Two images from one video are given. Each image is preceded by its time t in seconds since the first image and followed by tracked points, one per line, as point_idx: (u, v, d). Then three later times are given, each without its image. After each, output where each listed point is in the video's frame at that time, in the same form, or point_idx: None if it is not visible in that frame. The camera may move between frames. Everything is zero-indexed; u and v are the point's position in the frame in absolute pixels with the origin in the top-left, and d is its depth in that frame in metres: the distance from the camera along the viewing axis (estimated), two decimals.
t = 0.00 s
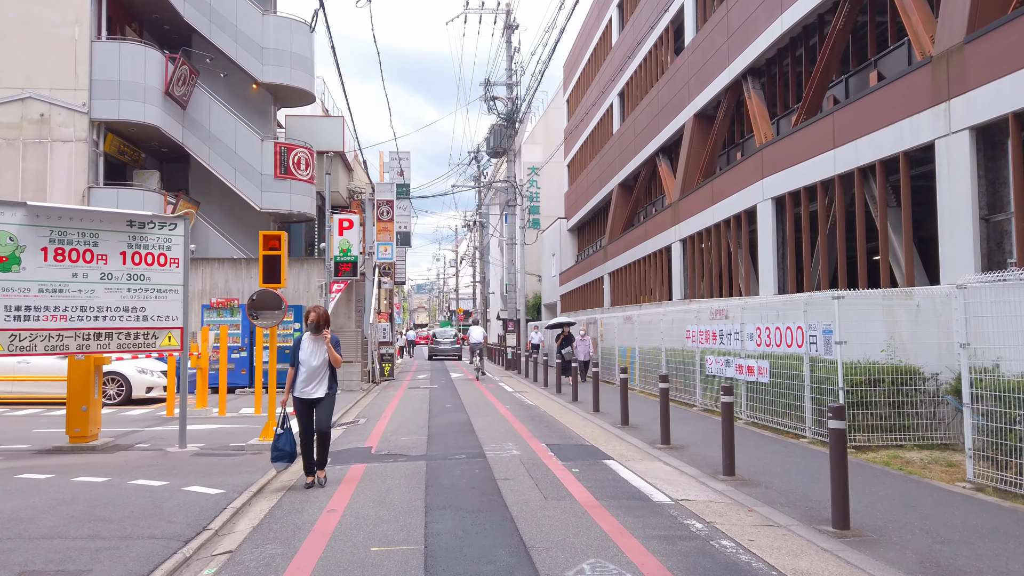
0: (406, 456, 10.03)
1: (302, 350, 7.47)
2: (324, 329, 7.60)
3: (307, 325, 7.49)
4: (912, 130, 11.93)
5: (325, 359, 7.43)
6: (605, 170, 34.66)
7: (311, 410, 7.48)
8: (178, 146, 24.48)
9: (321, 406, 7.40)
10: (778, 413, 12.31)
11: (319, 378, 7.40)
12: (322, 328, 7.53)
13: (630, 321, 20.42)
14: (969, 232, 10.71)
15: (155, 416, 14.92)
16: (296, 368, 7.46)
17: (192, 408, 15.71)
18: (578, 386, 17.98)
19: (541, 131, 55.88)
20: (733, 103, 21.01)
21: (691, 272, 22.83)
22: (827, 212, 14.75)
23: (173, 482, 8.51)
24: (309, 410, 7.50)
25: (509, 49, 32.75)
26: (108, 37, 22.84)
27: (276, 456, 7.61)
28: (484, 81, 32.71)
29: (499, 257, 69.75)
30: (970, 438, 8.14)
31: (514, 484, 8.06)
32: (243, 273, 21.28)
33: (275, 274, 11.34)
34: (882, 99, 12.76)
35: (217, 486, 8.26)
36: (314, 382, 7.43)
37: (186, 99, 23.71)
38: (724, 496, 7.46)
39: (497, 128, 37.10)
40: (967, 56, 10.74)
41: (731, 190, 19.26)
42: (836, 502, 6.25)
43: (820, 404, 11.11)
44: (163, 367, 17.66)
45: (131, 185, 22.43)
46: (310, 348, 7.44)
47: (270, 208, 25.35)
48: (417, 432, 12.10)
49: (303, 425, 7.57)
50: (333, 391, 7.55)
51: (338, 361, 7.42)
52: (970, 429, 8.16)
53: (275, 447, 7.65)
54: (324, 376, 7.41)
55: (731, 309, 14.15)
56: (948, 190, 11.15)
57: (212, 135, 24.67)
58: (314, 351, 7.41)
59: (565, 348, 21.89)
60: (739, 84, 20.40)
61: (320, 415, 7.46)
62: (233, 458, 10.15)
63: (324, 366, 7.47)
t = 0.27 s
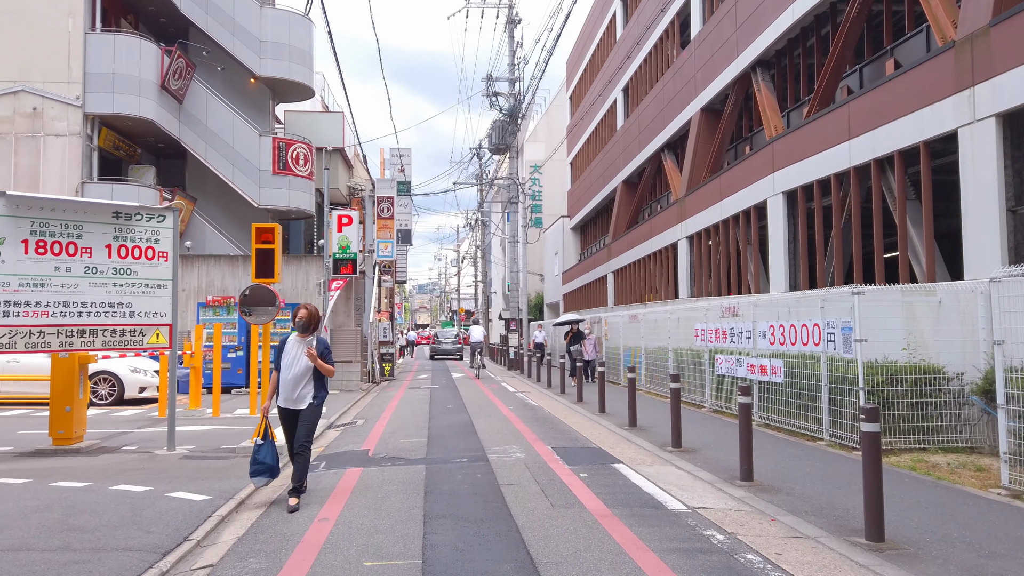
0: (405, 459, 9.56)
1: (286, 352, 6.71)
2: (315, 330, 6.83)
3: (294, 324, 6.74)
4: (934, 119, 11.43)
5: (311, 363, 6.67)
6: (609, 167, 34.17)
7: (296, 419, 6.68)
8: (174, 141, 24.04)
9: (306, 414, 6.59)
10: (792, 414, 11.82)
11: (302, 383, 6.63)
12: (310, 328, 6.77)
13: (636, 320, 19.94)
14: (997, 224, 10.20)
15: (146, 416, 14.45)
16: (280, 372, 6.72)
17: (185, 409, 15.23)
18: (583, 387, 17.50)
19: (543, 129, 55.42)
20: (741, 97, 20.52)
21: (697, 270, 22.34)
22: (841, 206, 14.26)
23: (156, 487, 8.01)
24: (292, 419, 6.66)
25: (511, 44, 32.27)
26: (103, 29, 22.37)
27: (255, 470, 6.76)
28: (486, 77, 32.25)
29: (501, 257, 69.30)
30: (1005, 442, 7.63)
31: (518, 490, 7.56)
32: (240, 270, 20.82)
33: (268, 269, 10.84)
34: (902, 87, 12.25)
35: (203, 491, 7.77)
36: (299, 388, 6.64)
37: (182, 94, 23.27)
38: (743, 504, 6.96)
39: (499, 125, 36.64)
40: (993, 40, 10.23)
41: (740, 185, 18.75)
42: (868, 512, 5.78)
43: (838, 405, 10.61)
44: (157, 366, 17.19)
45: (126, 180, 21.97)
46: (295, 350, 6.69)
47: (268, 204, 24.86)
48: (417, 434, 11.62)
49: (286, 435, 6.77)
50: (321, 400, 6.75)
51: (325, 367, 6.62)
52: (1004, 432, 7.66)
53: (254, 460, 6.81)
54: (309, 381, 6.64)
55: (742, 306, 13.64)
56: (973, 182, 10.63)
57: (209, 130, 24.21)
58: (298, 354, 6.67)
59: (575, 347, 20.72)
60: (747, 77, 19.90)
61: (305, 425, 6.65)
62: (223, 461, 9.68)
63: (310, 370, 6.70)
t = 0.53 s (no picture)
0: (399, 469, 9.10)
1: (264, 353, 5.98)
2: (297, 330, 6.14)
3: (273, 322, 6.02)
4: (953, 114, 10.95)
5: (292, 367, 5.97)
6: (610, 166, 33.70)
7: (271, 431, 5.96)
8: (167, 139, 23.56)
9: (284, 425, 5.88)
10: (803, 421, 11.34)
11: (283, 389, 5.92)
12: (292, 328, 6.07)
13: (638, 321, 19.48)
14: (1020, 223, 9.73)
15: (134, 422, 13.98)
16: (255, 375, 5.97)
17: (175, 413, 14.76)
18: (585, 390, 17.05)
19: (543, 128, 54.97)
20: (746, 94, 20.05)
21: (701, 270, 21.88)
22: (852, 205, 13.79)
23: (134, 501, 7.55)
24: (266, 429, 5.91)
25: (511, 41, 31.82)
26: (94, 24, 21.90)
27: (221, 485, 6.01)
28: (485, 75, 31.79)
29: (501, 257, 68.85)
30: None
31: (519, 504, 7.10)
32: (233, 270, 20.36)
33: (256, 269, 10.35)
34: (917, 81, 11.77)
35: (183, 506, 7.30)
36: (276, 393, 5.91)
37: (175, 90, 22.78)
38: (760, 522, 6.49)
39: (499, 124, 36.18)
40: (1017, 30, 9.76)
41: (745, 183, 18.28)
42: (900, 533, 5.33)
43: (853, 412, 10.14)
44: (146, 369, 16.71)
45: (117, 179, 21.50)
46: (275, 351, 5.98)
47: (263, 203, 24.38)
48: (413, 441, 11.16)
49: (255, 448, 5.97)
50: (300, 409, 6.05)
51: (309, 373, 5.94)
52: None
53: (220, 473, 6.03)
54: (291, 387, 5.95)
55: (750, 308, 13.17)
56: (994, 178, 10.17)
57: (202, 127, 23.72)
58: (278, 356, 5.95)
59: (580, 350, 20.34)
60: (753, 73, 19.43)
61: (282, 437, 5.98)
62: (207, 471, 9.19)
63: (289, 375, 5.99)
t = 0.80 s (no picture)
0: (390, 474, 8.60)
1: (229, 360, 5.19)
2: (263, 333, 5.38)
3: (236, 326, 5.23)
4: (969, 102, 10.49)
5: (262, 375, 5.22)
6: (608, 163, 33.25)
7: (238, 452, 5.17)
8: (155, 133, 23.00)
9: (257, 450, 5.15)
10: (814, 422, 10.88)
11: (253, 404, 5.20)
12: (257, 328, 5.28)
13: (637, 320, 19.00)
14: None
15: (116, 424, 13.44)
16: (219, 386, 5.15)
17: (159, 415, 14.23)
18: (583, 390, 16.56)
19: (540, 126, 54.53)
20: (748, 87, 19.61)
21: (701, 268, 21.43)
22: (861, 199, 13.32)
23: (103, 510, 7.03)
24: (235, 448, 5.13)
25: (507, 36, 31.30)
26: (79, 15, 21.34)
27: (176, 520, 5.03)
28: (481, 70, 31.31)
29: (497, 256, 68.36)
30: None
31: (517, 514, 6.61)
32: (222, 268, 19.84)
33: (240, 264, 9.84)
34: (930, 69, 11.31)
35: (155, 517, 6.77)
36: (244, 407, 5.17)
37: (164, 84, 22.23)
38: (778, 533, 6.02)
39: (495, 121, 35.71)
40: None
41: (748, 178, 17.79)
42: (935, 548, 4.87)
43: (866, 414, 9.67)
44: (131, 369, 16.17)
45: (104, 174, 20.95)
46: (241, 358, 5.21)
47: (254, 200, 23.85)
48: (406, 444, 10.66)
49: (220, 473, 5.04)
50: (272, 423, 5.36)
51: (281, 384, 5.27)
52: None
53: (174, 505, 5.05)
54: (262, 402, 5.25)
55: (756, 305, 12.68)
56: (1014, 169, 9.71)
57: (192, 122, 23.17)
58: (245, 367, 5.21)
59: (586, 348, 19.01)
60: (754, 66, 18.98)
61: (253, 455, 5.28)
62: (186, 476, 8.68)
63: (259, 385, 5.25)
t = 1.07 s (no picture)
0: (385, 486, 8.12)
1: (189, 362, 4.27)
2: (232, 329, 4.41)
3: (198, 324, 4.31)
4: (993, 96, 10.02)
5: (230, 380, 4.30)
6: (609, 162, 32.80)
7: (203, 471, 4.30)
8: (148, 131, 22.52)
9: (221, 467, 4.22)
10: (830, 429, 10.42)
11: (218, 413, 4.26)
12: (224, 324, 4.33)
13: (641, 322, 18.53)
14: None
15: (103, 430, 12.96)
16: (178, 395, 4.25)
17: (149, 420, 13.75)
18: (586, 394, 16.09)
19: (540, 125, 54.08)
20: (754, 83, 19.15)
21: (706, 268, 20.96)
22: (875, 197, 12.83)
23: (77, 527, 6.55)
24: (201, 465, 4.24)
25: (507, 33, 30.85)
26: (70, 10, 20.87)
27: (129, 555, 4.34)
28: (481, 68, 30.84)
29: (497, 256, 67.93)
30: None
31: (522, 532, 6.14)
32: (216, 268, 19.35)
33: (228, 264, 9.35)
34: (950, 61, 10.84)
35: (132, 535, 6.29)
36: (209, 419, 4.24)
37: (157, 80, 21.74)
38: (805, 555, 5.55)
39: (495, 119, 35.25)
40: None
41: (756, 176, 17.31)
42: None
43: (887, 422, 9.20)
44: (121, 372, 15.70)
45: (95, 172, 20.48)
46: (204, 360, 4.28)
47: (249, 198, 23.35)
48: (403, 453, 10.17)
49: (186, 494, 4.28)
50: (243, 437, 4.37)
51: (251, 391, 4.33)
52: None
53: (125, 538, 4.37)
54: (230, 409, 4.30)
55: (766, 307, 12.21)
56: None
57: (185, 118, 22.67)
58: (210, 371, 4.29)
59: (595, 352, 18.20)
60: (761, 61, 18.52)
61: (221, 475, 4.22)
62: (171, 487, 8.21)
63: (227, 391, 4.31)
